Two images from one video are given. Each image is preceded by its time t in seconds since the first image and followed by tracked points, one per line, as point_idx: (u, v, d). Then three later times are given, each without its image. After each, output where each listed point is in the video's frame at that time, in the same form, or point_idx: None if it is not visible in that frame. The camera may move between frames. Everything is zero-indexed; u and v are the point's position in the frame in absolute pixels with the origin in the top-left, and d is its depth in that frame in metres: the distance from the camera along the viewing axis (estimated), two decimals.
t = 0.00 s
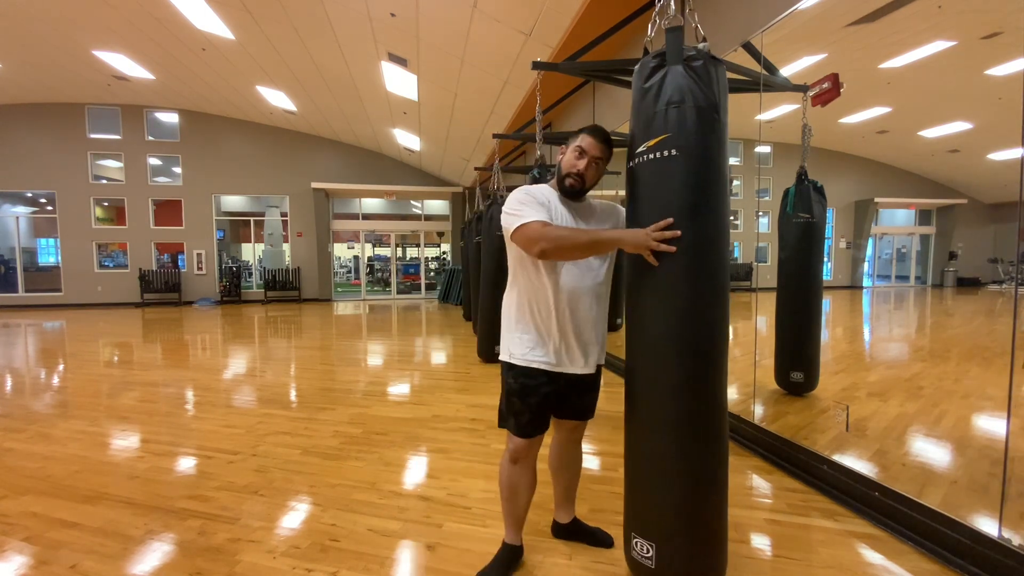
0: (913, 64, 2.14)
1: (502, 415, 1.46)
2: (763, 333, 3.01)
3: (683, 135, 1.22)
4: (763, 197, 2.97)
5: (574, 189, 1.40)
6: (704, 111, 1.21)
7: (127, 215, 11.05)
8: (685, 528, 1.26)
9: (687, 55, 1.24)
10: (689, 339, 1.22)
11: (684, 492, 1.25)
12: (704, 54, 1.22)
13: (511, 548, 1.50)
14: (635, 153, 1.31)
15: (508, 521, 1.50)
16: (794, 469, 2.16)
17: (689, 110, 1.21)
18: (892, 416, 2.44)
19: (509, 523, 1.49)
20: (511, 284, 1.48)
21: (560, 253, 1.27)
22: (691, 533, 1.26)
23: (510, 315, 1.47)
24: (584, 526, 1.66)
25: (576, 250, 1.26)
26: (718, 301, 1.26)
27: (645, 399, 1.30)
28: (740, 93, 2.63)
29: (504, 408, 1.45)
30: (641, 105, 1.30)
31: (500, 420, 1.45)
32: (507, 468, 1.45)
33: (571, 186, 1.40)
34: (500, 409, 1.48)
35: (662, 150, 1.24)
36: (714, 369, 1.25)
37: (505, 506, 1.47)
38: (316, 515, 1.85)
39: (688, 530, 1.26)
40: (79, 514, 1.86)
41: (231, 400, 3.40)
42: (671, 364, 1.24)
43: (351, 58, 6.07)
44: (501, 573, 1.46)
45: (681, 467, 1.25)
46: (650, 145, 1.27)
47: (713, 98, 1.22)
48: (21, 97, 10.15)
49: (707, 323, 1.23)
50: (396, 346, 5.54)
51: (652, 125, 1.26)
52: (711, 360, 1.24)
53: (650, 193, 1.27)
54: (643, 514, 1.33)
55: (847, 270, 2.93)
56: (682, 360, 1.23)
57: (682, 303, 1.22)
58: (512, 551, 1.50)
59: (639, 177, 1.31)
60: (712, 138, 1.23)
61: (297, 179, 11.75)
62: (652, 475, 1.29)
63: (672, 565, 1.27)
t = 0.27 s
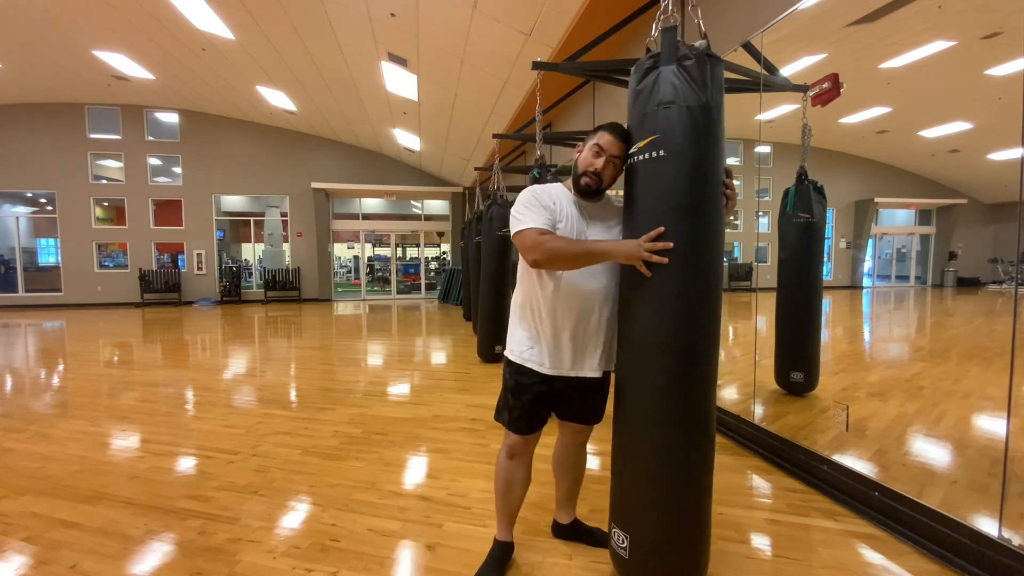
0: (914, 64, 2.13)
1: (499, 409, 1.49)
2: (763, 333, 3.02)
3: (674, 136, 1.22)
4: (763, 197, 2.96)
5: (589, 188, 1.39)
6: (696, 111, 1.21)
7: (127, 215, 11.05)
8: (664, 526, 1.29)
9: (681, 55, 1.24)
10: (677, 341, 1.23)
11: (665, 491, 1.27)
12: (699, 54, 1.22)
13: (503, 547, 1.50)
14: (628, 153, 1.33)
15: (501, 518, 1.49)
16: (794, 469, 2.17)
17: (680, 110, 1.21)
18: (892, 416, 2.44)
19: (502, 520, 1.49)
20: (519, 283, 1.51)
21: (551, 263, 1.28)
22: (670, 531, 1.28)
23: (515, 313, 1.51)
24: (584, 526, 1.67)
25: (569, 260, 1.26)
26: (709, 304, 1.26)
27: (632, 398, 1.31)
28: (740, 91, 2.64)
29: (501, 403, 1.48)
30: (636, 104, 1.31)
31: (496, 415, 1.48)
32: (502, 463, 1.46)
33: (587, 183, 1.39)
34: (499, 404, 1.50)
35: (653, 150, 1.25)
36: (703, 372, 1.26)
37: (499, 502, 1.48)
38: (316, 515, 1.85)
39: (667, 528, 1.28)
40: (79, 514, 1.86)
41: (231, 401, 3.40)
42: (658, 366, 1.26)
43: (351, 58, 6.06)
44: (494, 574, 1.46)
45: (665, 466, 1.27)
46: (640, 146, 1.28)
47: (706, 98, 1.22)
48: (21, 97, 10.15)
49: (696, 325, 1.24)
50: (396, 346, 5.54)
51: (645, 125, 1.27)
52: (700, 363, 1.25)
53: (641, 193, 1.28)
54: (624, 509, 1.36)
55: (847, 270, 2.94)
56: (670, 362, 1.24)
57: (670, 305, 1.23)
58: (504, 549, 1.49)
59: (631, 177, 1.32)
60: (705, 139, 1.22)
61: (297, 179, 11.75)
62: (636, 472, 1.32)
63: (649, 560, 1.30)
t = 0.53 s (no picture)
0: (913, 65, 2.13)
1: (501, 412, 1.48)
2: (763, 333, 3.01)
3: (668, 136, 1.22)
4: (763, 197, 2.97)
5: (582, 188, 1.38)
6: (690, 111, 1.21)
7: (127, 215, 11.05)
8: (664, 527, 1.28)
9: (675, 55, 1.24)
10: (675, 341, 1.23)
11: (665, 492, 1.27)
12: (693, 54, 1.22)
13: (503, 548, 1.50)
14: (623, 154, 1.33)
15: (500, 519, 1.49)
16: (794, 469, 2.17)
17: (675, 110, 1.21)
18: (892, 416, 2.45)
19: (501, 521, 1.49)
20: (518, 285, 1.51)
21: (547, 261, 1.28)
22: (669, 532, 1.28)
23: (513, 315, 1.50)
24: (584, 526, 1.67)
25: (565, 258, 1.26)
26: (706, 305, 1.26)
27: (631, 398, 1.31)
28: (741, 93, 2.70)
29: (503, 405, 1.47)
30: (631, 105, 1.31)
31: (498, 417, 1.47)
32: (503, 465, 1.46)
33: (580, 184, 1.38)
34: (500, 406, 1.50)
35: (647, 151, 1.25)
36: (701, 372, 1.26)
37: (500, 504, 1.48)
38: (316, 515, 1.85)
39: (667, 529, 1.28)
40: (78, 514, 1.86)
41: (231, 401, 3.40)
42: (657, 366, 1.25)
43: (351, 58, 6.06)
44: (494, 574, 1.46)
45: (663, 467, 1.27)
46: (636, 146, 1.28)
47: (700, 99, 1.22)
48: (22, 97, 10.15)
49: (694, 326, 1.24)
50: (396, 346, 5.54)
51: (640, 125, 1.28)
52: (698, 364, 1.25)
53: (636, 193, 1.28)
54: (624, 510, 1.36)
55: (847, 270, 2.95)
56: (667, 363, 1.24)
57: (667, 305, 1.23)
58: (504, 550, 1.49)
59: (627, 177, 1.32)
60: (699, 139, 1.23)
61: (297, 179, 11.75)
62: (635, 473, 1.32)
63: (648, 561, 1.30)
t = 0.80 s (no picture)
0: (913, 65, 2.12)
1: (495, 410, 1.47)
2: (763, 333, 3.01)
3: (670, 137, 1.22)
4: (763, 197, 2.97)
5: (583, 189, 1.37)
6: (692, 113, 1.22)
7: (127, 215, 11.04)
8: (661, 524, 1.29)
9: (677, 56, 1.24)
10: (673, 340, 1.24)
11: (662, 489, 1.28)
12: (695, 57, 1.22)
13: (499, 546, 1.49)
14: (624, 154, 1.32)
15: (496, 518, 1.49)
16: (793, 469, 2.17)
17: (677, 111, 1.22)
18: (892, 417, 2.45)
19: (497, 520, 1.48)
20: (518, 280, 1.50)
21: (549, 262, 1.27)
22: (667, 529, 1.29)
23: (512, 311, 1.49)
24: (583, 526, 1.67)
25: (567, 260, 1.26)
26: (704, 304, 1.27)
27: (629, 396, 1.31)
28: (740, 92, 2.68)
29: (498, 403, 1.46)
30: (633, 105, 1.31)
31: (493, 415, 1.46)
32: (499, 464, 1.45)
33: (580, 184, 1.37)
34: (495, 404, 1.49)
35: (649, 151, 1.25)
36: (698, 370, 1.27)
37: (495, 503, 1.47)
38: (316, 515, 1.85)
39: (665, 526, 1.29)
40: (78, 514, 1.86)
41: (231, 400, 3.39)
42: (656, 364, 1.26)
43: (351, 58, 6.07)
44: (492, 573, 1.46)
45: (661, 464, 1.27)
46: (637, 147, 1.28)
47: (702, 101, 1.23)
48: (22, 97, 10.15)
49: (692, 324, 1.25)
50: (396, 346, 5.54)
51: (642, 125, 1.27)
52: (695, 362, 1.26)
53: (637, 193, 1.28)
54: (621, 507, 1.36)
55: (846, 270, 2.96)
56: (666, 361, 1.25)
57: (667, 303, 1.24)
58: (501, 549, 1.48)
59: (627, 177, 1.32)
60: (700, 140, 1.23)
61: (297, 179, 11.75)
62: (633, 470, 1.32)
63: (646, 558, 1.30)
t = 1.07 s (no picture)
0: (913, 65, 2.12)
1: (495, 410, 1.47)
2: (763, 333, 3.01)
3: (671, 139, 1.22)
4: (763, 197, 2.98)
5: (582, 188, 1.37)
6: (693, 115, 1.22)
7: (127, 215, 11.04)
8: (662, 520, 1.29)
9: (677, 58, 1.24)
10: (674, 338, 1.24)
11: (663, 485, 1.28)
12: (695, 59, 1.23)
13: (500, 545, 1.49)
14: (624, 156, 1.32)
15: (496, 518, 1.49)
16: (793, 469, 2.17)
17: (678, 113, 1.21)
18: (892, 417, 2.45)
19: (497, 519, 1.48)
20: (517, 279, 1.49)
21: (551, 262, 1.27)
22: (667, 525, 1.29)
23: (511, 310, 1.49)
24: (583, 526, 1.67)
25: (571, 262, 1.26)
26: (704, 302, 1.28)
27: (630, 394, 1.31)
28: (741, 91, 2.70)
29: (498, 403, 1.46)
30: (633, 106, 1.31)
31: (493, 415, 1.46)
32: (498, 464, 1.45)
33: (579, 184, 1.38)
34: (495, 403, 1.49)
35: (649, 153, 1.25)
36: (698, 368, 1.27)
37: (495, 503, 1.46)
38: (316, 515, 1.85)
39: (666, 522, 1.29)
40: (79, 514, 1.86)
41: (231, 400, 3.40)
42: (658, 362, 1.26)
43: (351, 58, 6.07)
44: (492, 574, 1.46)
45: (664, 461, 1.27)
46: (637, 149, 1.28)
47: (702, 104, 1.23)
48: (22, 97, 10.16)
49: (693, 322, 1.25)
50: (396, 346, 5.54)
51: (642, 127, 1.27)
52: (695, 359, 1.27)
53: (637, 194, 1.28)
54: (623, 503, 1.35)
55: (847, 270, 2.97)
56: (667, 359, 1.25)
57: (668, 302, 1.24)
58: (501, 549, 1.48)
59: (627, 178, 1.32)
60: (700, 143, 1.23)
61: (297, 179, 11.76)
62: (634, 467, 1.31)
63: (647, 554, 1.30)
